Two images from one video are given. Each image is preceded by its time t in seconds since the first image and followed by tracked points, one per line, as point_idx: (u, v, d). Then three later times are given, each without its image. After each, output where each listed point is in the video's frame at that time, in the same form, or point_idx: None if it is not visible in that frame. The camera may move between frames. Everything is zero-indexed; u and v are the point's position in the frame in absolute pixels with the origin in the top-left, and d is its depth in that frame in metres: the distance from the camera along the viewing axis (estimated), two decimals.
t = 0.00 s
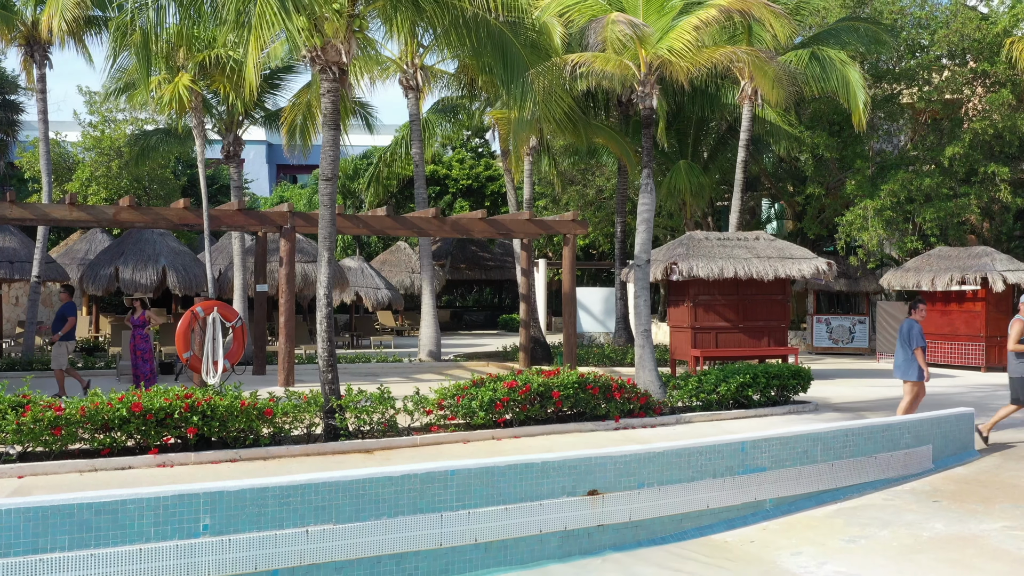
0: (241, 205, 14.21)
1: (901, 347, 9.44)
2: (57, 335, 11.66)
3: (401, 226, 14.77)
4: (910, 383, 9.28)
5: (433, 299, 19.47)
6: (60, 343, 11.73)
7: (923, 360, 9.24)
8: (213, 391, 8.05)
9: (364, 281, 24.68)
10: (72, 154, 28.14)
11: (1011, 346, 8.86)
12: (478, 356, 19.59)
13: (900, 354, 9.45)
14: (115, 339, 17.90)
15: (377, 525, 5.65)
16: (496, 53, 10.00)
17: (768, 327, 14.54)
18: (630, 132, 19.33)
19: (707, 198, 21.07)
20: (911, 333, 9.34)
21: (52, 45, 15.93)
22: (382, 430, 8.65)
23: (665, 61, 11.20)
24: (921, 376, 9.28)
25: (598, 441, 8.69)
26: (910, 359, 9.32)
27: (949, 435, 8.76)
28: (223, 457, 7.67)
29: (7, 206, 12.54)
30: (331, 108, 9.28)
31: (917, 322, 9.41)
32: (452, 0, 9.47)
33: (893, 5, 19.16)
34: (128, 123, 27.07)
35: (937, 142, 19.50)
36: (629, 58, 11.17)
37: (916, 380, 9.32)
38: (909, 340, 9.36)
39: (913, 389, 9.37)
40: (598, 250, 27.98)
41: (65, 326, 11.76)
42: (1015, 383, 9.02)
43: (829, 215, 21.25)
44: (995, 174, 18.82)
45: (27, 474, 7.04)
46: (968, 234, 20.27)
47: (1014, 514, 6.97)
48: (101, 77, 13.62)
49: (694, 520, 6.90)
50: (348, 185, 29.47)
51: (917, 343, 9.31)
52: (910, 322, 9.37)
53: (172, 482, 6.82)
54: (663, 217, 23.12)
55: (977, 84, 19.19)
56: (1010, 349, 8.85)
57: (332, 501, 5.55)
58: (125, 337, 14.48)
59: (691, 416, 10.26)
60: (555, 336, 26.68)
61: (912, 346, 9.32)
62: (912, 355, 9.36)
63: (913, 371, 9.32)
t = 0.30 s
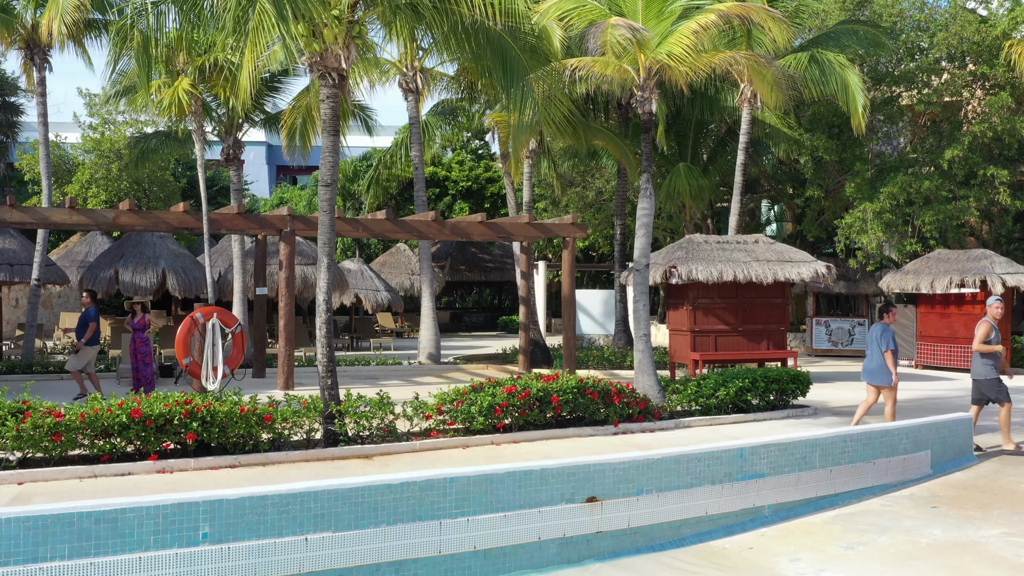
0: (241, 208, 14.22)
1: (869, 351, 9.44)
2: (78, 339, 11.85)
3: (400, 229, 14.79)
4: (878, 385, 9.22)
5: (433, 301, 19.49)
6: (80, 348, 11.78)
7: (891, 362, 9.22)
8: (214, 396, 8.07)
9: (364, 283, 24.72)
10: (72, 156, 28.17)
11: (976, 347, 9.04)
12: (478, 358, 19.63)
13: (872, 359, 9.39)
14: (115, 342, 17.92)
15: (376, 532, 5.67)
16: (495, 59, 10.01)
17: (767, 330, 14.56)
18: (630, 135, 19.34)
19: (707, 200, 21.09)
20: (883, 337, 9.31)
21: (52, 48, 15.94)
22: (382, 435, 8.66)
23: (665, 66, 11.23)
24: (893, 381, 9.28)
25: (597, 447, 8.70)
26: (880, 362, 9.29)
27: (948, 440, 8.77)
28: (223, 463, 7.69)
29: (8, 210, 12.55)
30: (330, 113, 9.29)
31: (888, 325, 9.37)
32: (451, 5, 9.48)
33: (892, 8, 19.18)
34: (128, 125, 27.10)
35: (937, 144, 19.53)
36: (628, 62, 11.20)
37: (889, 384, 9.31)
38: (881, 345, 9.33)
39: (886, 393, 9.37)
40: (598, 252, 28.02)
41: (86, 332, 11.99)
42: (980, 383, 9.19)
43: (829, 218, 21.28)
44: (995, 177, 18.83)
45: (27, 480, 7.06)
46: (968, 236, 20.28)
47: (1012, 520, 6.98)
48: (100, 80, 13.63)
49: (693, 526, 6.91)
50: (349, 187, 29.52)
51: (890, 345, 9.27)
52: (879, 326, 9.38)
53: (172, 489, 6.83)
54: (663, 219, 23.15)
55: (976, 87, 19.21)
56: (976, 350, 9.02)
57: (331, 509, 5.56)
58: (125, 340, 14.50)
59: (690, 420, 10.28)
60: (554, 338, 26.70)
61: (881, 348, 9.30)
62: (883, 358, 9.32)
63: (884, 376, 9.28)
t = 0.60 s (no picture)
0: (241, 207, 14.21)
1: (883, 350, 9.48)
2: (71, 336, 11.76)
3: (400, 228, 14.78)
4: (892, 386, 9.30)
5: (433, 300, 19.48)
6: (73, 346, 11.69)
7: (905, 363, 9.27)
8: (214, 394, 8.07)
9: (364, 282, 24.70)
10: (73, 155, 28.17)
11: (991, 348, 8.91)
12: (478, 357, 19.62)
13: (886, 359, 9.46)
14: (115, 341, 17.91)
15: (376, 529, 5.66)
16: (496, 57, 10.01)
17: (767, 328, 14.55)
18: (630, 133, 19.32)
19: (707, 199, 21.07)
20: (895, 337, 9.34)
21: (52, 46, 15.94)
22: (382, 433, 8.66)
23: (665, 64, 11.22)
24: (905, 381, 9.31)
25: (597, 444, 8.70)
26: (893, 362, 9.34)
27: (949, 438, 8.76)
28: (223, 460, 7.68)
29: (8, 208, 12.54)
30: (331, 111, 9.28)
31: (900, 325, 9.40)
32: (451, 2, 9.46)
33: (893, 6, 19.17)
34: (128, 124, 27.09)
35: (937, 143, 19.52)
36: (629, 60, 11.19)
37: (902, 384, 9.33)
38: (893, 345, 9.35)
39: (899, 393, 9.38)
40: (598, 251, 28.02)
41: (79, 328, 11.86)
42: (993, 384, 9.06)
43: (829, 216, 21.26)
44: (995, 175, 18.82)
45: (27, 477, 7.06)
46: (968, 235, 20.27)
47: (1013, 518, 6.97)
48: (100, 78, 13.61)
49: (694, 524, 6.91)
50: (349, 186, 29.54)
51: (901, 347, 9.30)
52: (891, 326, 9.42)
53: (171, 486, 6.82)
54: (663, 218, 23.15)
55: (976, 86, 19.20)
56: (991, 352, 8.87)
57: (331, 505, 5.56)
58: (125, 339, 14.50)
59: (690, 418, 10.28)
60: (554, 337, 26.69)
61: (893, 349, 9.35)
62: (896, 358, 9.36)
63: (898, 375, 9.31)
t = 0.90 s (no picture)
0: (241, 203, 14.21)
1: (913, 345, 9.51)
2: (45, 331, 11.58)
3: (400, 224, 14.78)
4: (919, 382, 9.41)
5: (433, 297, 19.47)
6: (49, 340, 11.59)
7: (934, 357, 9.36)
8: (214, 388, 8.06)
9: (364, 280, 24.68)
10: (72, 153, 28.15)
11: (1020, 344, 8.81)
12: (478, 354, 19.61)
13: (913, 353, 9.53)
14: (115, 338, 17.89)
15: (377, 521, 5.65)
16: (497, 51, 10.00)
17: (768, 325, 14.53)
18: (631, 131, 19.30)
19: (707, 196, 21.05)
20: (923, 332, 9.40)
21: (52, 43, 15.91)
22: (382, 427, 8.65)
23: (666, 59, 11.21)
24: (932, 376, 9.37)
25: (597, 438, 8.68)
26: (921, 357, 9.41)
27: (950, 433, 8.75)
28: (223, 454, 7.66)
29: (7, 204, 12.51)
30: (331, 104, 9.26)
31: (928, 321, 9.46)
32: None
33: (893, 4, 19.15)
34: (128, 122, 27.07)
35: (937, 141, 19.52)
36: (629, 55, 11.16)
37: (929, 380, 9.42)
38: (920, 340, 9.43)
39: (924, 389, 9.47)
40: (598, 249, 28.01)
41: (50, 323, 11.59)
42: None
43: (829, 214, 21.25)
44: (995, 173, 18.82)
45: (27, 470, 7.04)
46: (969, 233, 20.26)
47: (1015, 511, 6.95)
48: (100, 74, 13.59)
49: (694, 517, 6.90)
50: (348, 184, 29.55)
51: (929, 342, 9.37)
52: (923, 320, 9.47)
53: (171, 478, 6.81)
54: (663, 216, 23.15)
55: (977, 83, 19.20)
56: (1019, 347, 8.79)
57: (332, 497, 5.54)
58: (125, 336, 14.49)
59: (691, 413, 10.27)
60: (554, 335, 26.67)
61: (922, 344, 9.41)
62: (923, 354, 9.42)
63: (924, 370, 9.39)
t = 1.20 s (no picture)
0: (240, 196, 14.18)
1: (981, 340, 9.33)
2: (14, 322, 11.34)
3: (400, 218, 14.75)
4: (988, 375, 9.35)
5: (432, 293, 19.42)
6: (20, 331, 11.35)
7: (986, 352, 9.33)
8: (213, 376, 8.02)
9: (363, 276, 24.64)
10: (72, 150, 28.11)
11: None
12: (478, 350, 19.56)
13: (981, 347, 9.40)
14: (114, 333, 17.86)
15: (377, 505, 5.61)
16: (497, 41, 9.96)
17: (768, 318, 14.50)
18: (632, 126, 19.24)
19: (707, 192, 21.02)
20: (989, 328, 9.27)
21: (51, 36, 15.87)
22: (382, 417, 8.62)
23: (666, 50, 11.16)
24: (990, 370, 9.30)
25: (598, 427, 8.65)
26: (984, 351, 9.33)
27: (952, 422, 8.71)
28: (223, 442, 7.63)
29: (5, 196, 12.48)
30: (331, 93, 9.23)
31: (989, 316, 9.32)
32: None
33: None
34: (127, 118, 27.03)
35: (937, 136, 19.49)
36: (630, 46, 11.10)
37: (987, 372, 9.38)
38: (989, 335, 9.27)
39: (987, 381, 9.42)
40: (598, 246, 28.00)
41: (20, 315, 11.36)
42: None
43: (829, 210, 21.22)
44: (996, 167, 18.78)
45: (25, 457, 7.01)
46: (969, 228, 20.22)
47: (1018, 499, 6.92)
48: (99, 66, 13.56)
49: (695, 504, 6.86)
50: (348, 180, 29.52)
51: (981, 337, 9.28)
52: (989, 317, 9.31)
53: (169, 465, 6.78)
54: (663, 212, 23.12)
55: (977, 78, 19.18)
56: None
57: (331, 480, 5.51)
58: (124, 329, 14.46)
59: (692, 404, 10.24)
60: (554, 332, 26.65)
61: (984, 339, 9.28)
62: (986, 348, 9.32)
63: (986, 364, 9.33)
